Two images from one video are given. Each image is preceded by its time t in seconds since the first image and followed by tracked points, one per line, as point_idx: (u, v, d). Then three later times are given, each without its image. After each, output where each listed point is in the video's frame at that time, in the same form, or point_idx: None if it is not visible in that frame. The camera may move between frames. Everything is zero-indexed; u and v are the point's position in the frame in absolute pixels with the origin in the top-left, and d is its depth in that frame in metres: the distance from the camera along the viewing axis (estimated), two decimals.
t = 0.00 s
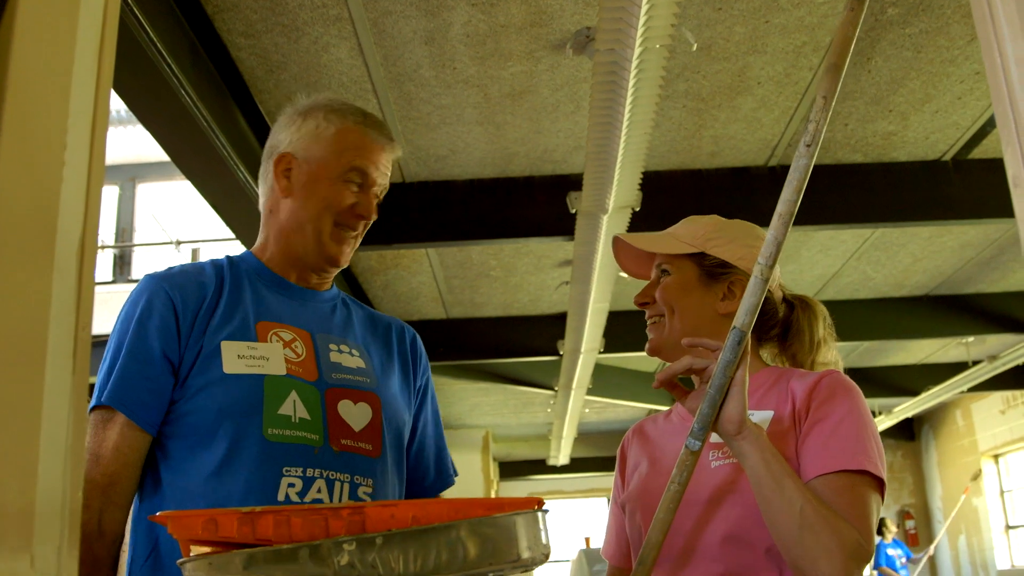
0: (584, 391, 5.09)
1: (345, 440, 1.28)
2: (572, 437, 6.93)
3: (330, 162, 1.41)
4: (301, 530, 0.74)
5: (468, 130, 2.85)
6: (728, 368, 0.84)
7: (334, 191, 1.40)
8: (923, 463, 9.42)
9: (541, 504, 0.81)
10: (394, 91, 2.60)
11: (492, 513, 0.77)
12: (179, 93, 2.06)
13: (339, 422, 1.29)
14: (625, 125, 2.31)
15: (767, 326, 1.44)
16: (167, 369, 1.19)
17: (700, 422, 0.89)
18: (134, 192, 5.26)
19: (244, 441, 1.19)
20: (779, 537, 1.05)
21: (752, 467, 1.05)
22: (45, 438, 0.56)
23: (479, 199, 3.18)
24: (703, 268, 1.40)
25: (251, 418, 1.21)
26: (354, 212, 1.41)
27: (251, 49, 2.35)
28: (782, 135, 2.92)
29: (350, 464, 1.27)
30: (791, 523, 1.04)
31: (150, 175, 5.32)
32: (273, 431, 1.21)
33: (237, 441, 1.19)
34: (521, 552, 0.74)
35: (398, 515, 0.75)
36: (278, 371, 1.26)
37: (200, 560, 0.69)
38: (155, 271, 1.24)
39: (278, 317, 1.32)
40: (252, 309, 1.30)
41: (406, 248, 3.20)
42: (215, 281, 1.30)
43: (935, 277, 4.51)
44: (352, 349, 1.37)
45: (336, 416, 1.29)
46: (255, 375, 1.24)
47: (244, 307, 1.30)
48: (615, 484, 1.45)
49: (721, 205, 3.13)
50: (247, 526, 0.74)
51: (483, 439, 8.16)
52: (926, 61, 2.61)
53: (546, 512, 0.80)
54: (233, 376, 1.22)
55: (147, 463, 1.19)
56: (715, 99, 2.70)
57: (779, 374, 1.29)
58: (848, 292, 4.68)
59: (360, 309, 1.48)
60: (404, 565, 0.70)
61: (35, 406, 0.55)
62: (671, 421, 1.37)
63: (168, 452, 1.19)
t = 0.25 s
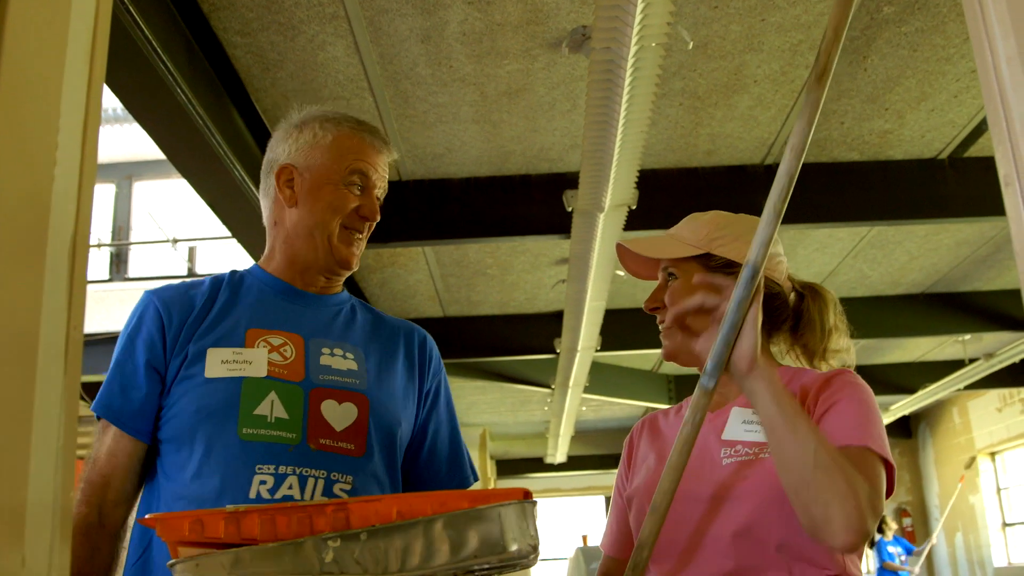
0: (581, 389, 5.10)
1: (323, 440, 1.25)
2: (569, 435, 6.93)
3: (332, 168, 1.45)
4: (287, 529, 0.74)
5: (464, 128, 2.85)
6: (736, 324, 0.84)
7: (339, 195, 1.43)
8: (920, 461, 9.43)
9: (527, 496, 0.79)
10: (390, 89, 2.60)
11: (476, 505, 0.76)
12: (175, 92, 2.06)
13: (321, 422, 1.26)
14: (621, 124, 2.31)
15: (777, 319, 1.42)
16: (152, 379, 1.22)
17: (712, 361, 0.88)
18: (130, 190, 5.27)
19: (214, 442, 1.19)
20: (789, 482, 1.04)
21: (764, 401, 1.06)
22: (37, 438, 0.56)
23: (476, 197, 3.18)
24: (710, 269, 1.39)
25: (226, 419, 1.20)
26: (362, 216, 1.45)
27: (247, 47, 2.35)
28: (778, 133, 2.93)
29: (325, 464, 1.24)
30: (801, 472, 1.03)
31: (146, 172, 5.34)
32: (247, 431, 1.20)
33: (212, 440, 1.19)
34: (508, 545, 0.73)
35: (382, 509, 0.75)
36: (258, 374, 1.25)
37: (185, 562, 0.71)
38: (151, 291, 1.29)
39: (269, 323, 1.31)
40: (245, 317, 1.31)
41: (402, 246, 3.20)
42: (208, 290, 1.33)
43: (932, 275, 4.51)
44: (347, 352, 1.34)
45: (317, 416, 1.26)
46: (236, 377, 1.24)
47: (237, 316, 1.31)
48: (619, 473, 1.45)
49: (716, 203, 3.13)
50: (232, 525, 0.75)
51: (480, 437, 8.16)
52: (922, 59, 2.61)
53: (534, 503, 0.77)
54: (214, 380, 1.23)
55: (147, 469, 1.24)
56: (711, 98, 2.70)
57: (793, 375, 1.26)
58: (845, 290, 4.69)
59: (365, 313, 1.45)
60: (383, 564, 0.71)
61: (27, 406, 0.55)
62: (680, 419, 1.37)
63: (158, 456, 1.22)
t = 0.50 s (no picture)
0: (578, 389, 5.10)
1: (312, 446, 1.23)
2: (567, 435, 6.93)
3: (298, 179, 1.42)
4: (277, 523, 0.83)
5: (460, 129, 2.85)
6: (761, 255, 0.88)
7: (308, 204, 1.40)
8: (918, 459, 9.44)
9: (514, 485, 0.80)
10: (385, 90, 2.60)
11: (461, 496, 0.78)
12: (169, 93, 2.06)
13: (310, 429, 1.24)
14: (616, 123, 2.31)
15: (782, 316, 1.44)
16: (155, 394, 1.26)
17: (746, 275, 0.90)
18: (126, 192, 5.28)
19: (209, 450, 1.20)
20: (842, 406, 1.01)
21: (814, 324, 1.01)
22: (30, 440, 0.56)
23: (472, 198, 3.18)
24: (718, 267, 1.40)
25: (216, 429, 1.21)
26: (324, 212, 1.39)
27: (242, 49, 2.35)
28: (773, 132, 2.93)
29: (313, 472, 1.22)
30: (848, 397, 1.00)
31: (142, 173, 5.35)
32: (234, 441, 1.20)
33: (204, 449, 1.20)
34: (495, 534, 0.74)
35: (367, 503, 0.82)
36: (251, 385, 1.25)
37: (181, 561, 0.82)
38: (163, 309, 1.34)
39: (268, 334, 1.32)
40: (248, 330, 1.33)
41: (399, 246, 3.20)
42: (214, 307, 1.35)
43: (929, 273, 4.52)
44: (346, 359, 1.32)
45: (308, 425, 1.24)
46: (230, 388, 1.25)
47: (241, 329, 1.33)
48: (623, 470, 1.45)
49: (712, 202, 3.13)
50: (223, 522, 0.83)
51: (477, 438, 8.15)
52: (918, 57, 2.62)
53: (517, 492, 0.78)
54: (211, 391, 1.24)
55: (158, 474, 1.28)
56: (706, 97, 2.70)
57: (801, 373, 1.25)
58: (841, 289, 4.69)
59: (370, 316, 1.42)
60: (365, 553, 0.77)
61: (21, 406, 0.55)
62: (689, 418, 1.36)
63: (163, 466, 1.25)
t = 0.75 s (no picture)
0: (577, 390, 5.10)
1: (298, 449, 1.23)
2: (565, 436, 6.93)
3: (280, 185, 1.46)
4: (261, 515, 0.84)
5: (458, 130, 2.85)
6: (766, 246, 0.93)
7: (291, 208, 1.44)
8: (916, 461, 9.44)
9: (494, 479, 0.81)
10: (384, 90, 2.60)
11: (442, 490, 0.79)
12: (167, 94, 2.06)
13: (298, 433, 1.25)
14: (614, 124, 2.31)
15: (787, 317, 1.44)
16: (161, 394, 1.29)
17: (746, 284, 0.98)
18: (125, 193, 5.30)
19: (201, 452, 1.23)
20: (876, 407, 0.99)
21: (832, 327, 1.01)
22: (23, 441, 0.56)
23: (470, 199, 3.18)
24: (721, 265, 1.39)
25: (209, 432, 1.23)
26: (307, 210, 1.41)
27: (241, 50, 2.35)
28: (772, 134, 2.93)
29: (299, 474, 1.22)
30: (881, 395, 0.98)
31: (141, 174, 5.37)
32: (223, 445, 1.22)
33: (195, 452, 1.23)
34: (473, 527, 0.75)
35: (350, 496, 0.82)
36: (246, 388, 1.26)
37: (173, 552, 0.86)
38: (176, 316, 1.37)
39: (268, 338, 1.34)
40: (251, 334, 1.35)
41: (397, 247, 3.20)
42: (223, 314, 1.37)
43: (927, 275, 4.52)
44: (342, 364, 1.32)
45: (296, 429, 1.25)
46: (225, 391, 1.26)
47: (245, 334, 1.35)
48: (623, 475, 1.46)
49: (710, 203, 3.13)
50: (212, 516, 0.86)
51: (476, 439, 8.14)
52: (916, 59, 2.62)
53: (496, 487, 0.79)
54: (208, 394, 1.27)
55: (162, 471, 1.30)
56: (705, 98, 2.70)
57: (802, 377, 1.26)
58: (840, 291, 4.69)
59: (368, 319, 1.41)
60: (345, 545, 0.78)
61: (14, 409, 0.55)
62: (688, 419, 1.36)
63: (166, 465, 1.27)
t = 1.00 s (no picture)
0: (576, 389, 5.10)
1: (290, 441, 1.23)
2: (566, 436, 6.93)
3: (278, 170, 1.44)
4: (244, 505, 0.88)
5: (457, 130, 2.85)
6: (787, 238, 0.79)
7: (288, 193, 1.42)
8: (917, 460, 9.44)
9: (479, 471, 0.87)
10: (382, 91, 2.60)
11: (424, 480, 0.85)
12: (166, 96, 2.06)
13: (288, 425, 1.24)
14: (613, 123, 2.31)
15: (782, 317, 1.44)
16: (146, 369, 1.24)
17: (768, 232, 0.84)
18: (125, 194, 5.30)
19: (190, 443, 1.21)
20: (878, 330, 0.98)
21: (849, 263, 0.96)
22: (20, 438, 0.56)
23: (469, 198, 3.18)
24: (721, 261, 1.40)
25: (198, 423, 1.21)
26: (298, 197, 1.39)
27: (239, 51, 2.35)
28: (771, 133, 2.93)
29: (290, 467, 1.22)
30: (888, 320, 0.96)
31: (140, 176, 5.37)
32: (216, 436, 1.21)
33: (182, 443, 1.21)
34: (457, 516, 0.81)
35: (331, 485, 0.88)
36: (234, 378, 1.25)
37: (153, 541, 0.89)
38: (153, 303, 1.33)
39: (252, 329, 1.32)
40: (232, 326, 1.32)
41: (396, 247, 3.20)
42: (206, 306, 1.35)
43: (927, 274, 4.52)
44: (328, 355, 1.33)
45: (287, 419, 1.25)
46: (211, 382, 1.24)
47: (226, 327, 1.32)
48: (618, 476, 1.45)
49: (709, 203, 3.13)
50: (193, 505, 0.89)
51: (476, 440, 8.13)
52: (914, 58, 2.62)
53: (483, 478, 0.85)
54: (192, 385, 1.24)
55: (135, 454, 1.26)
56: (703, 98, 2.70)
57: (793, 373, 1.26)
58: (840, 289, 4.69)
59: (357, 317, 1.42)
60: (328, 535, 0.84)
61: (13, 407, 0.55)
62: (681, 423, 1.36)
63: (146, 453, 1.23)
